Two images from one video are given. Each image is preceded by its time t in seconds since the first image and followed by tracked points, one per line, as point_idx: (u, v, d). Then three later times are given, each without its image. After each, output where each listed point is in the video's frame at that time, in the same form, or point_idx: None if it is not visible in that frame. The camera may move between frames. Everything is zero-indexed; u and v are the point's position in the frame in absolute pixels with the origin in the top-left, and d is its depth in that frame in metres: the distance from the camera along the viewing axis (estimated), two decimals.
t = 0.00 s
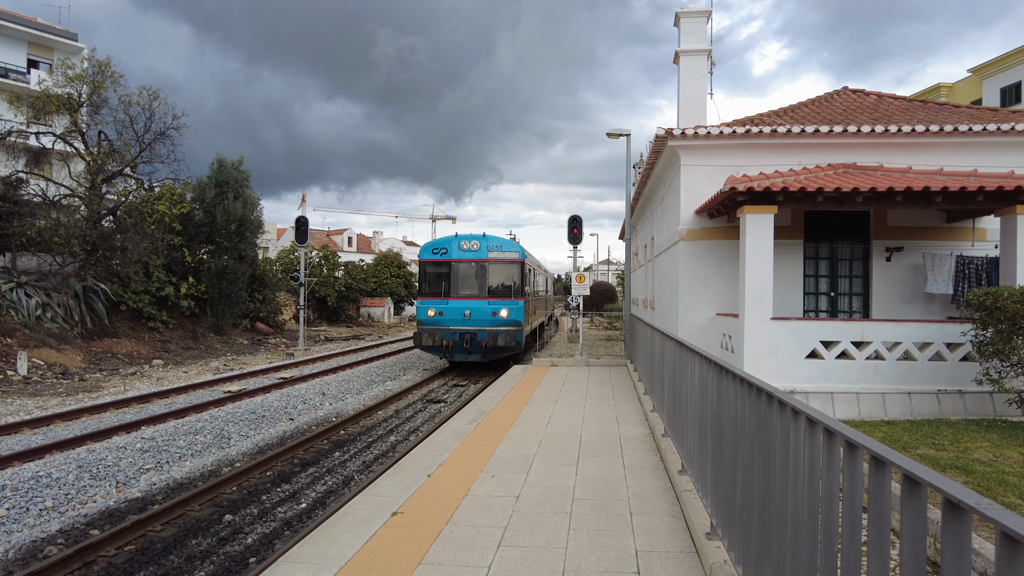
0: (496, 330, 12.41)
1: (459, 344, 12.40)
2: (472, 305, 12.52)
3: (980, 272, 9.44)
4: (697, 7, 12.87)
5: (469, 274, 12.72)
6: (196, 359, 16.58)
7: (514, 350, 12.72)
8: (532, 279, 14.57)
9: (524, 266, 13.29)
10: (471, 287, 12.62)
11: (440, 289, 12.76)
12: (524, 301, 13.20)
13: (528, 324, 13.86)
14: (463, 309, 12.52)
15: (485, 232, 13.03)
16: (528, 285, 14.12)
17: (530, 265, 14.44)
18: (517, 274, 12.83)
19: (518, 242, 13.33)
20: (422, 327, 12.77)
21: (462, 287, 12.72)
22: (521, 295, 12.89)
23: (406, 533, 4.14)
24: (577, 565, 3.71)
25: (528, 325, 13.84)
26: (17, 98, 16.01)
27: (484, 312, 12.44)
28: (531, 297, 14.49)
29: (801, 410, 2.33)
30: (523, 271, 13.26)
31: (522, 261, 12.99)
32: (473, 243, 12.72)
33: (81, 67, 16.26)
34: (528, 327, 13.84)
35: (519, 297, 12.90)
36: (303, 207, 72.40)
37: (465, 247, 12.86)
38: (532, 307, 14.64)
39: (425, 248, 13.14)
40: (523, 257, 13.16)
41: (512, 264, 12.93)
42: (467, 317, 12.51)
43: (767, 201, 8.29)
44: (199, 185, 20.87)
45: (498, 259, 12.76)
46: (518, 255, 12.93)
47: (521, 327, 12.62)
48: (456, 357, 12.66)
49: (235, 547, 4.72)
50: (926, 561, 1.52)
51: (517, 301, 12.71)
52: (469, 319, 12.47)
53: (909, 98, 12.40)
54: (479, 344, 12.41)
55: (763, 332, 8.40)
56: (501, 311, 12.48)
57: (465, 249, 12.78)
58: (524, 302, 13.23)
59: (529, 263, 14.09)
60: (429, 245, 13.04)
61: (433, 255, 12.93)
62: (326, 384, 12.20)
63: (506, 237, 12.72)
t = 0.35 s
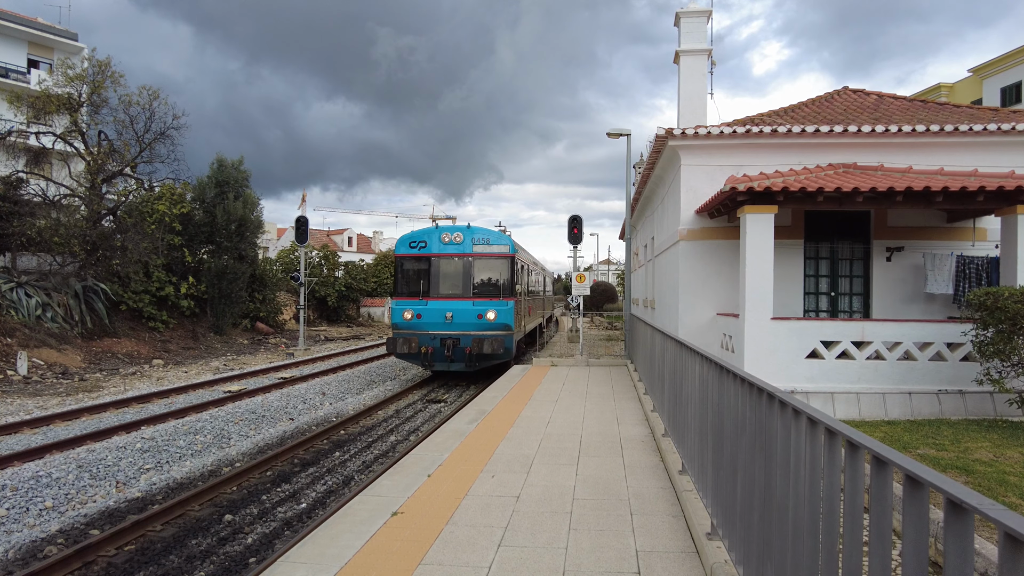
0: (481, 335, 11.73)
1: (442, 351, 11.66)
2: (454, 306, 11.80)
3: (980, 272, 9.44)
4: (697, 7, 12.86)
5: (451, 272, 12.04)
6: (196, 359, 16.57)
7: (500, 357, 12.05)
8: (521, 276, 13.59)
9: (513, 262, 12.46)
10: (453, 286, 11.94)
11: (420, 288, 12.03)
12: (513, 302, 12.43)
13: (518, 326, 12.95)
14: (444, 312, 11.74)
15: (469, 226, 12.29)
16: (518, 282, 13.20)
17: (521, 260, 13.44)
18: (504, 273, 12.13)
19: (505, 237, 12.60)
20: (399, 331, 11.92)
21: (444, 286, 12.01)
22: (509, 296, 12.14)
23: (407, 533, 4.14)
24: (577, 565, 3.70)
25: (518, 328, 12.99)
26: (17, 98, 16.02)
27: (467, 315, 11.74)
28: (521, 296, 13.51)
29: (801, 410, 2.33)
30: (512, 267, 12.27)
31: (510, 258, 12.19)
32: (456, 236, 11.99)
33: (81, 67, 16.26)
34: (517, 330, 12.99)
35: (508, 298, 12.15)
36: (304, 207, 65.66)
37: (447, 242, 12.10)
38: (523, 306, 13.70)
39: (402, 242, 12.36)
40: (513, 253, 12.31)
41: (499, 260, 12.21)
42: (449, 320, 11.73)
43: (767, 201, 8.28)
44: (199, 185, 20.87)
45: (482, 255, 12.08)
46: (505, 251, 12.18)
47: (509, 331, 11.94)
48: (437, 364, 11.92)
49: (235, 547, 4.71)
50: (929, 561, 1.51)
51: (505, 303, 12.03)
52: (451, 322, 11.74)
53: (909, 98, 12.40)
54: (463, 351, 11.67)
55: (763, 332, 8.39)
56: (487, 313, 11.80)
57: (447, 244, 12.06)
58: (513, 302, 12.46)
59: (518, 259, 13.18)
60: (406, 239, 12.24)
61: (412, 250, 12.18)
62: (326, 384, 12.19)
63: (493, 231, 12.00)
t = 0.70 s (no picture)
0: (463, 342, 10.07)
1: (416, 361, 10.06)
2: (430, 308, 10.14)
3: (981, 272, 9.43)
4: (698, 6, 12.84)
5: (427, 268, 10.41)
6: (196, 359, 16.56)
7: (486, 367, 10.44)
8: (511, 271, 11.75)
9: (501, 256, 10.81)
10: (430, 284, 10.30)
11: (391, 287, 10.40)
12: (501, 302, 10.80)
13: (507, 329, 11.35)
14: (418, 315, 10.06)
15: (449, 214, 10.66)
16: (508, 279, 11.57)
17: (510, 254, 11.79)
18: (490, 269, 10.46)
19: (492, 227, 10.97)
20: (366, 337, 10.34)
21: (419, 285, 10.37)
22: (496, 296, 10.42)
23: (407, 533, 4.14)
24: (578, 566, 3.70)
25: (507, 332, 11.33)
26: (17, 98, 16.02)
27: (446, 318, 10.07)
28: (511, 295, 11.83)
29: (803, 410, 2.32)
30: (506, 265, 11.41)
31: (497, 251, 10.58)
32: (432, 227, 10.40)
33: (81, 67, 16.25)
34: (507, 334, 11.35)
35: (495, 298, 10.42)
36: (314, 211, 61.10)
37: (423, 233, 10.49)
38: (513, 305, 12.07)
39: (371, 233, 10.76)
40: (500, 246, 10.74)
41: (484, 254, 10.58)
42: (424, 324, 10.07)
43: (767, 201, 8.28)
44: (199, 185, 20.86)
45: (463, 249, 10.47)
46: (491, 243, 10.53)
47: (495, 337, 10.29)
48: (412, 375, 10.41)
49: (235, 547, 4.71)
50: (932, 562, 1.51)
51: (491, 304, 10.34)
52: (427, 327, 10.09)
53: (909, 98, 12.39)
54: (441, 361, 10.12)
55: (763, 332, 8.38)
56: (469, 316, 10.11)
57: (422, 235, 10.48)
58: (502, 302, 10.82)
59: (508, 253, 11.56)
60: (377, 231, 10.71)
61: (382, 242, 10.60)
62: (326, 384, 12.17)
63: (476, 220, 10.37)
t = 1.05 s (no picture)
0: (437, 351, 8.31)
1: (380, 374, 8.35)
2: (397, 311, 8.35)
3: (981, 272, 9.43)
4: (698, 6, 12.82)
5: (395, 263, 8.61)
6: (196, 359, 16.56)
7: (465, 380, 8.70)
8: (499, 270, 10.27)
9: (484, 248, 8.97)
10: (398, 282, 8.53)
11: (350, 285, 8.62)
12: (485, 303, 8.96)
13: (492, 334, 9.62)
14: (383, 319, 8.26)
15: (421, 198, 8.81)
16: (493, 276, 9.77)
17: (496, 245, 9.97)
18: (470, 264, 8.66)
19: (473, 214, 9.14)
20: (321, 344, 8.58)
21: (384, 282, 8.59)
22: (478, 297, 8.61)
23: (407, 533, 4.14)
24: (578, 566, 3.70)
25: (491, 336, 9.54)
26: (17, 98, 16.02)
27: (416, 323, 8.27)
28: (497, 294, 10.00)
29: (803, 410, 2.32)
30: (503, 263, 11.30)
31: (478, 243, 8.76)
32: (400, 214, 8.59)
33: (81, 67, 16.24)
34: (492, 340, 9.57)
35: (476, 298, 8.61)
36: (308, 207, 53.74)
37: (389, 221, 8.66)
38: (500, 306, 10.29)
39: (328, 221, 8.97)
40: (483, 237, 8.88)
41: (463, 247, 8.77)
42: (389, 330, 8.27)
43: (767, 201, 8.27)
44: (199, 185, 20.86)
45: (438, 240, 8.65)
46: (472, 233, 8.75)
47: (477, 346, 8.51)
48: (376, 390, 8.72)
49: (235, 547, 4.71)
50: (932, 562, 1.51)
51: (471, 306, 8.52)
52: (393, 334, 8.29)
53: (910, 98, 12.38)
54: (410, 374, 8.42)
55: (763, 332, 8.37)
56: (444, 320, 8.30)
57: (389, 223, 8.66)
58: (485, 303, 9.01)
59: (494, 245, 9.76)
60: (336, 219, 8.94)
61: (340, 232, 8.80)
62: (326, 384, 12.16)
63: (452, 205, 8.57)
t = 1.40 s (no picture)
0: (397, 366, 6.75)
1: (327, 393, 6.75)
2: (348, 315, 6.79)
3: (982, 272, 9.43)
4: (698, 6, 12.82)
5: (348, 255, 7.06)
6: (196, 360, 16.56)
7: (433, 401, 7.11)
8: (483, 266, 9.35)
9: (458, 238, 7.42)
10: (351, 280, 6.99)
11: (292, 283, 7.09)
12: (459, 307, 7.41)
13: (468, 343, 8.07)
14: (330, 325, 6.72)
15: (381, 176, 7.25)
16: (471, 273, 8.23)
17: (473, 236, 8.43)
18: (440, 259, 7.13)
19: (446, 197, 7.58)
20: (256, 356, 7.01)
21: (334, 279, 7.04)
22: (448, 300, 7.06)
23: (406, 533, 4.13)
24: (578, 565, 3.70)
25: (467, 346, 7.97)
26: (17, 98, 16.03)
27: (372, 331, 6.70)
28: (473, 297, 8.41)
29: (803, 410, 2.32)
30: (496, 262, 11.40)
31: (450, 232, 7.22)
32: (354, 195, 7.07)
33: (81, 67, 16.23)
34: (468, 351, 8.01)
35: (447, 301, 7.06)
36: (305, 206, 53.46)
37: (340, 204, 7.11)
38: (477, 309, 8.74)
39: (268, 206, 7.42)
40: (456, 225, 7.34)
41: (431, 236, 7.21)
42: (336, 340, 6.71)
43: (767, 201, 8.27)
44: (199, 185, 20.85)
45: (401, 227, 7.12)
46: (442, 218, 7.21)
47: (448, 358, 6.95)
48: (322, 413, 7.10)
49: (235, 547, 4.71)
50: (933, 562, 1.51)
51: (441, 310, 6.95)
52: (343, 344, 6.73)
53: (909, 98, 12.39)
54: (364, 394, 6.83)
55: (763, 332, 8.36)
56: (407, 327, 6.72)
57: (340, 207, 7.11)
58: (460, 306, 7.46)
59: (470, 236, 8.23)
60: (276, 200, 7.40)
61: (281, 218, 7.27)
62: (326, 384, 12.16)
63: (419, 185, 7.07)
